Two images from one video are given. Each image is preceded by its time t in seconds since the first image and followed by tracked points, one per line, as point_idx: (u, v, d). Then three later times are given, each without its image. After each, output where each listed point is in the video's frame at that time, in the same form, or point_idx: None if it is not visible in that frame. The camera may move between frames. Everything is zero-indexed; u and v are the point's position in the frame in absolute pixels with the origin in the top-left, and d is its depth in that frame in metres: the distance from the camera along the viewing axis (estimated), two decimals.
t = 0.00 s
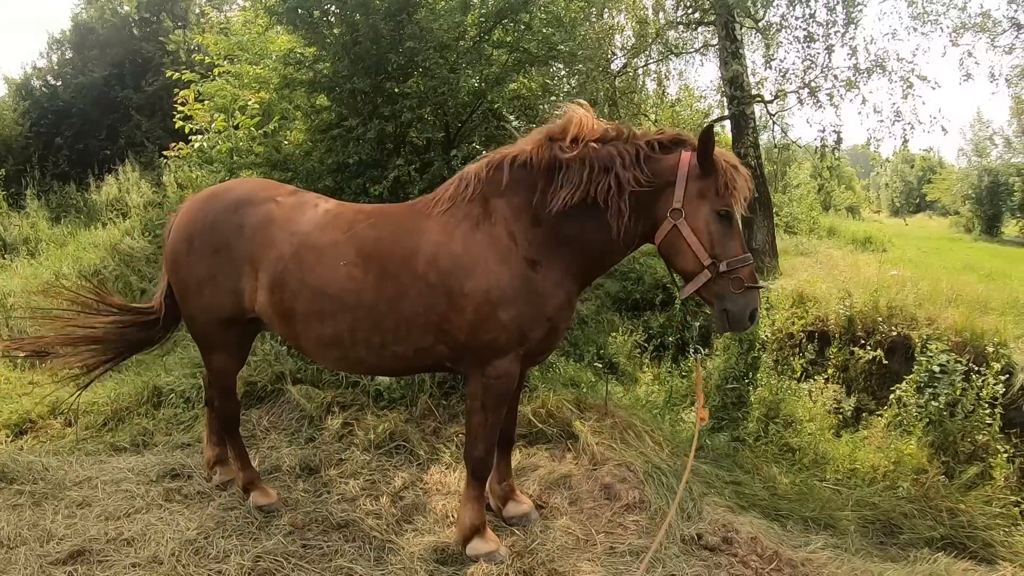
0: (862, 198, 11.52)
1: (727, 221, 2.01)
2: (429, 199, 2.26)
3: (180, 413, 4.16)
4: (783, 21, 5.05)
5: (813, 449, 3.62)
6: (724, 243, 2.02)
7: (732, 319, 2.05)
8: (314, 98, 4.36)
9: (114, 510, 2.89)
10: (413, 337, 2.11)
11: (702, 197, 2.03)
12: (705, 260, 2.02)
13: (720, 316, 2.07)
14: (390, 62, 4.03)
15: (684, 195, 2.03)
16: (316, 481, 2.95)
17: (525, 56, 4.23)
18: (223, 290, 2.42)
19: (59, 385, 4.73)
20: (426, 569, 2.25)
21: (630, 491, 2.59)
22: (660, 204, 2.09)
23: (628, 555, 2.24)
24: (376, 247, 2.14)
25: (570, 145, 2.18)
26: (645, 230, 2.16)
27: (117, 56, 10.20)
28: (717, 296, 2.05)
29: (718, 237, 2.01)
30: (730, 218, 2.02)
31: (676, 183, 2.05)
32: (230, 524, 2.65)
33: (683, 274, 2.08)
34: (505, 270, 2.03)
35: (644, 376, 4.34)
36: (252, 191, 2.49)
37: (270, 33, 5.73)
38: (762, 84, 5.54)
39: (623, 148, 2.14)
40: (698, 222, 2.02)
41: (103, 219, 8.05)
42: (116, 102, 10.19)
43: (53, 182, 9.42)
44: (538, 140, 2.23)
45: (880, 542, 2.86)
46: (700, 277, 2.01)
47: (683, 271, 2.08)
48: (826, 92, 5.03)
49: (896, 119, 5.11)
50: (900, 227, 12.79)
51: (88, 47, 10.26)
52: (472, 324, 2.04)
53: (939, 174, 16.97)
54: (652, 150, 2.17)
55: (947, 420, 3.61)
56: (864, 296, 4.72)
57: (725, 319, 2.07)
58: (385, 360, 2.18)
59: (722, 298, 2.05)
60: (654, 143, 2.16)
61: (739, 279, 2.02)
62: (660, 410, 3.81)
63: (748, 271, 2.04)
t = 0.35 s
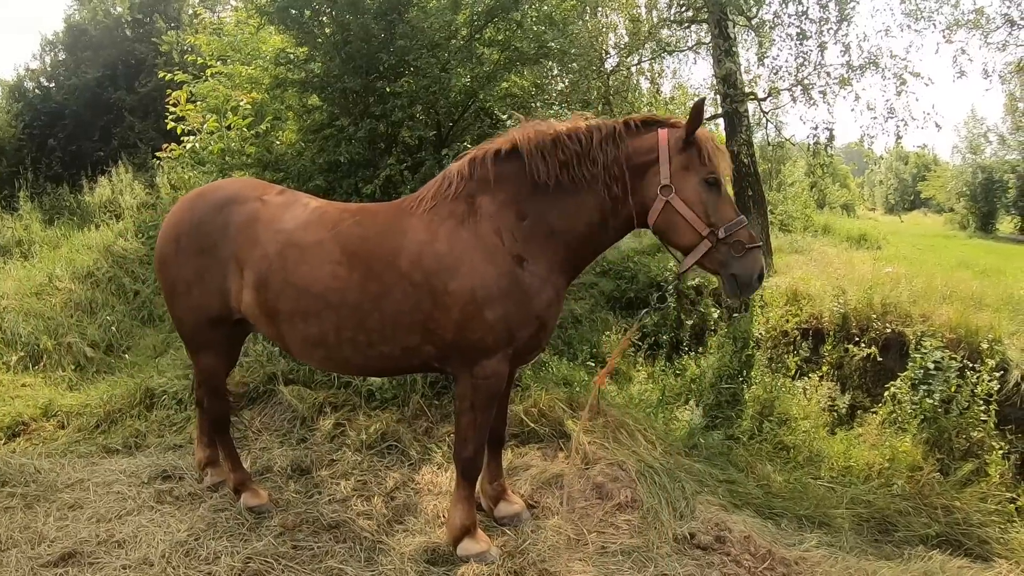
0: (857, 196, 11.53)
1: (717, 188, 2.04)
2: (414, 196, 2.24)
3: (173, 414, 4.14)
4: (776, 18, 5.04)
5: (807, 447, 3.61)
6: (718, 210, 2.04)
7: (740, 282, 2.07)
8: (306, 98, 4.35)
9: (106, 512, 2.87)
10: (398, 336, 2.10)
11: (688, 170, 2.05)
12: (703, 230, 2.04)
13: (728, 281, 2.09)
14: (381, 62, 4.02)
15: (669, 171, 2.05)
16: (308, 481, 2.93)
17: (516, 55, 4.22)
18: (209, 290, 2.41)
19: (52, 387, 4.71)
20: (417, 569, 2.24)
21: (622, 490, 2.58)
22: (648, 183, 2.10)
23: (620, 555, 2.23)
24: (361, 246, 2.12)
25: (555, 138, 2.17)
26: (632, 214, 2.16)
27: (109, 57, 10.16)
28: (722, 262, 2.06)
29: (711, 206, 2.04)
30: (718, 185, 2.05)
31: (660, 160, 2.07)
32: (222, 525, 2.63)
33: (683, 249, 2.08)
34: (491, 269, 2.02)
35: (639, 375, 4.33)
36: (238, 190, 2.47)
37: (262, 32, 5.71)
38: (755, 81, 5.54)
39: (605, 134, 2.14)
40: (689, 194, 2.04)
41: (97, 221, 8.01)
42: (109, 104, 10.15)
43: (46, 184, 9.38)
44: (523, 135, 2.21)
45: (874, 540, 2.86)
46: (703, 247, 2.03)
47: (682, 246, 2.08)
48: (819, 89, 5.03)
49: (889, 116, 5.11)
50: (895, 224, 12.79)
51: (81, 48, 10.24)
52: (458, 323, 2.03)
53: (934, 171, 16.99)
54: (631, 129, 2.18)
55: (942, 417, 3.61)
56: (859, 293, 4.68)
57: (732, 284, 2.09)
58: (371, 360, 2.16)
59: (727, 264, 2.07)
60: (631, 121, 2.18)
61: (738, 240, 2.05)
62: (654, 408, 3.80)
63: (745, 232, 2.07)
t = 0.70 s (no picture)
0: (854, 192, 11.50)
1: (714, 173, 2.01)
2: (396, 196, 2.21)
3: (165, 417, 4.11)
4: (770, 14, 5.02)
5: (803, 445, 3.57)
6: (721, 191, 2.00)
7: (762, 258, 2.01)
8: (297, 98, 4.32)
9: (96, 515, 2.84)
10: (381, 337, 2.07)
11: (680, 162, 2.03)
12: (710, 216, 1.99)
13: (749, 262, 2.03)
14: (370, 62, 3.98)
15: (661, 165, 2.03)
16: (297, 483, 2.90)
17: (506, 53, 4.19)
18: (192, 293, 2.38)
19: (45, 391, 4.68)
20: (404, 572, 2.21)
21: (613, 490, 2.55)
22: (642, 181, 2.08)
23: (609, 556, 2.19)
24: (342, 247, 2.09)
25: (537, 136, 2.15)
26: (615, 212, 2.14)
27: (104, 60, 10.15)
28: (739, 242, 2.01)
29: (712, 189, 2.01)
30: (715, 170, 2.02)
31: (649, 158, 2.05)
32: (210, 527, 2.60)
33: (696, 242, 2.03)
34: (473, 267, 1.99)
35: (634, 373, 4.31)
36: (220, 192, 2.44)
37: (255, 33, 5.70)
38: (750, 77, 5.51)
39: (588, 133, 2.12)
40: (687, 185, 2.02)
41: (91, 224, 7.99)
42: (103, 107, 10.13)
43: (41, 187, 9.36)
44: (505, 134, 2.18)
45: (871, 538, 2.83)
46: (715, 231, 1.98)
47: (693, 237, 2.04)
48: (813, 85, 5.00)
49: (884, 111, 5.08)
50: (893, 220, 12.75)
51: (75, 52, 10.24)
52: (441, 323, 2.00)
53: (931, 167, 16.94)
54: (614, 130, 2.14)
55: (939, 413, 3.58)
56: (855, 289, 4.64)
57: (755, 263, 2.03)
58: (355, 361, 2.13)
59: (743, 245, 2.01)
60: (614, 121, 2.14)
61: (747, 215, 2.00)
62: (648, 407, 3.77)
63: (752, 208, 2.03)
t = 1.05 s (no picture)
0: (855, 191, 11.45)
1: (690, 228, 2.03)
2: (387, 196, 2.16)
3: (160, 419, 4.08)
4: (768, 11, 4.97)
5: (802, 446, 3.53)
6: (681, 249, 2.03)
7: (670, 320, 2.07)
8: (293, 98, 4.30)
9: (87, 518, 2.81)
10: (369, 339, 2.03)
11: (668, 198, 2.03)
12: (661, 261, 2.02)
13: (660, 318, 2.09)
14: (364, 61, 3.96)
15: (653, 192, 2.02)
16: (290, 486, 2.87)
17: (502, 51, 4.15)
18: (180, 293, 2.34)
19: (40, 394, 4.66)
20: None
21: (607, 494, 2.51)
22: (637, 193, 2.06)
23: (603, 562, 2.15)
24: (330, 248, 2.05)
25: (533, 137, 2.11)
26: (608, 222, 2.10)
27: (102, 62, 10.14)
28: (663, 298, 2.06)
29: (677, 241, 2.02)
30: (691, 227, 2.04)
31: (647, 178, 2.04)
32: (200, 532, 2.57)
33: (635, 271, 2.07)
34: (463, 270, 1.95)
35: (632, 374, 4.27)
36: (210, 192, 2.40)
37: (251, 33, 5.67)
38: (749, 75, 5.47)
39: (591, 141, 2.10)
40: (660, 222, 2.02)
41: (89, 225, 7.96)
42: (102, 108, 10.11)
43: (39, 189, 9.35)
44: (500, 135, 2.14)
45: (871, 541, 2.78)
46: (653, 275, 2.01)
47: (636, 268, 2.07)
48: (812, 82, 4.95)
49: (884, 108, 5.03)
50: (894, 218, 12.67)
51: (72, 54, 10.24)
52: (429, 326, 1.96)
53: (932, 165, 16.86)
54: (623, 141, 2.14)
55: (941, 414, 3.53)
56: (855, 288, 4.59)
57: (663, 320, 2.09)
58: (342, 364, 2.10)
59: (665, 300, 2.07)
60: (623, 132, 2.13)
61: (684, 285, 2.05)
62: (646, 409, 3.74)
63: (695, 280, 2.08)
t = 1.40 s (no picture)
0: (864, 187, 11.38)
1: (720, 160, 2.04)
2: (390, 192, 2.18)
3: (170, 411, 4.13)
4: (779, 5, 4.94)
5: (809, 442, 3.53)
6: (728, 177, 2.04)
7: (774, 233, 2.06)
8: (302, 93, 4.33)
9: (98, 509, 2.85)
10: (376, 335, 2.05)
11: (684, 155, 2.04)
12: (723, 200, 2.03)
13: (761, 238, 2.08)
14: (374, 56, 3.99)
15: (667, 159, 2.04)
16: (298, 478, 2.90)
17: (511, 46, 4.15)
18: (187, 291, 2.37)
19: (51, 386, 4.72)
20: (402, 568, 2.19)
21: (613, 488, 2.52)
22: (647, 177, 2.07)
23: (609, 555, 2.16)
24: (335, 244, 2.07)
25: (535, 132, 2.12)
26: (614, 212, 2.14)
27: (111, 56, 10.20)
28: (749, 222, 2.05)
29: (718, 177, 2.04)
30: (718, 159, 2.05)
31: (654, 152, 2.05)
32: (210, 522, 2.60)
33: (711, 227, 2.06)
34: (467, 265, 1.96)
35: (640, 369, 4.28)
36: (214, 189, 2.42)
37: (260, 28, 5.71)
38: (759, 70, 5.44)
39: (589, 129, 2.10)
40: (696, 177, 2.03)
41: (99, 219, 8.03)
42: (111, 103, 10.18)
43: (49, 183, 9.43)
44: (500, 130, 2.15)
45: (877, 539, 2.78)
46: (729, 215, 2.01)
47: (707, 223, 2.06)
48: (822, 77, 4.93)
49: (894, 104, 5.00)
50: (903, 216, 12.60)
51: (82, 48, 10.30)
52: (435, 322, 1.97)
53: (943, 162, 16.73)
54: (616, 125, 2.14)
55: (948, 412, 3.52)
56: (864, 285, 4.57)
57: (767, 240, 2.08)
58: (349, 360, 2.11)
59: (754, 224, 2.06)
60: (614, 118, 2.13)
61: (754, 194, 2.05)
62: (652, 403, 3.75)
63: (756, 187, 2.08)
